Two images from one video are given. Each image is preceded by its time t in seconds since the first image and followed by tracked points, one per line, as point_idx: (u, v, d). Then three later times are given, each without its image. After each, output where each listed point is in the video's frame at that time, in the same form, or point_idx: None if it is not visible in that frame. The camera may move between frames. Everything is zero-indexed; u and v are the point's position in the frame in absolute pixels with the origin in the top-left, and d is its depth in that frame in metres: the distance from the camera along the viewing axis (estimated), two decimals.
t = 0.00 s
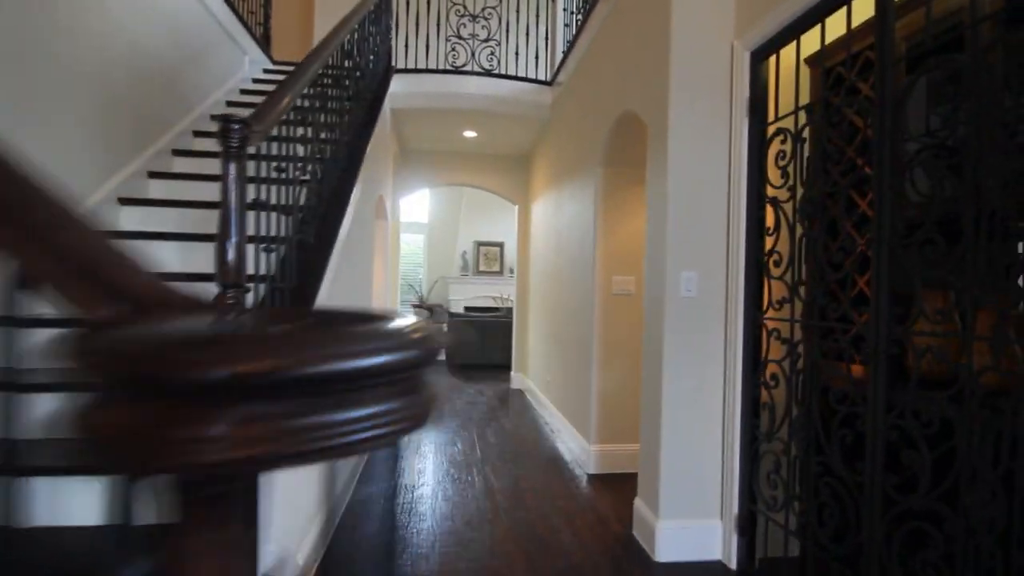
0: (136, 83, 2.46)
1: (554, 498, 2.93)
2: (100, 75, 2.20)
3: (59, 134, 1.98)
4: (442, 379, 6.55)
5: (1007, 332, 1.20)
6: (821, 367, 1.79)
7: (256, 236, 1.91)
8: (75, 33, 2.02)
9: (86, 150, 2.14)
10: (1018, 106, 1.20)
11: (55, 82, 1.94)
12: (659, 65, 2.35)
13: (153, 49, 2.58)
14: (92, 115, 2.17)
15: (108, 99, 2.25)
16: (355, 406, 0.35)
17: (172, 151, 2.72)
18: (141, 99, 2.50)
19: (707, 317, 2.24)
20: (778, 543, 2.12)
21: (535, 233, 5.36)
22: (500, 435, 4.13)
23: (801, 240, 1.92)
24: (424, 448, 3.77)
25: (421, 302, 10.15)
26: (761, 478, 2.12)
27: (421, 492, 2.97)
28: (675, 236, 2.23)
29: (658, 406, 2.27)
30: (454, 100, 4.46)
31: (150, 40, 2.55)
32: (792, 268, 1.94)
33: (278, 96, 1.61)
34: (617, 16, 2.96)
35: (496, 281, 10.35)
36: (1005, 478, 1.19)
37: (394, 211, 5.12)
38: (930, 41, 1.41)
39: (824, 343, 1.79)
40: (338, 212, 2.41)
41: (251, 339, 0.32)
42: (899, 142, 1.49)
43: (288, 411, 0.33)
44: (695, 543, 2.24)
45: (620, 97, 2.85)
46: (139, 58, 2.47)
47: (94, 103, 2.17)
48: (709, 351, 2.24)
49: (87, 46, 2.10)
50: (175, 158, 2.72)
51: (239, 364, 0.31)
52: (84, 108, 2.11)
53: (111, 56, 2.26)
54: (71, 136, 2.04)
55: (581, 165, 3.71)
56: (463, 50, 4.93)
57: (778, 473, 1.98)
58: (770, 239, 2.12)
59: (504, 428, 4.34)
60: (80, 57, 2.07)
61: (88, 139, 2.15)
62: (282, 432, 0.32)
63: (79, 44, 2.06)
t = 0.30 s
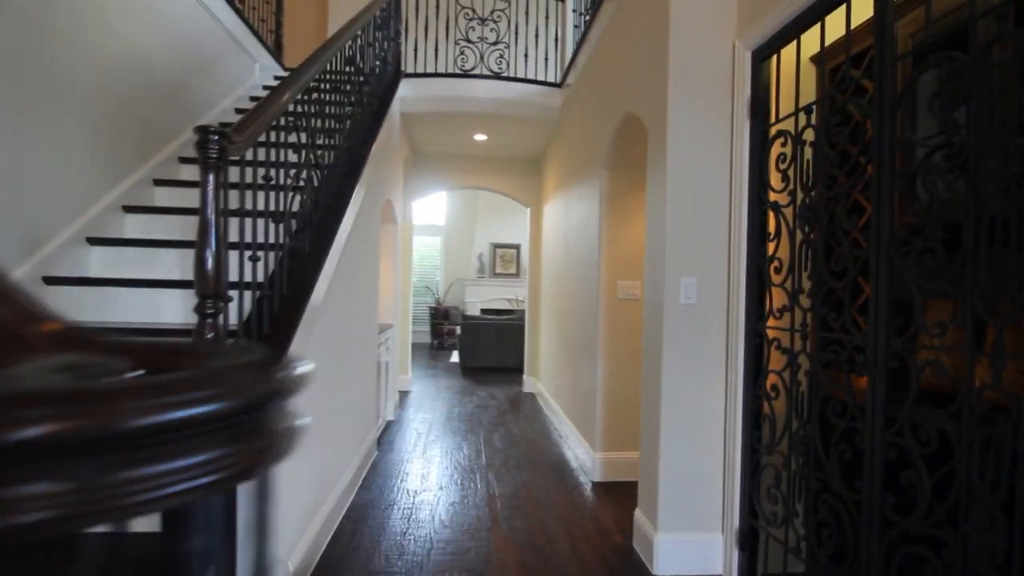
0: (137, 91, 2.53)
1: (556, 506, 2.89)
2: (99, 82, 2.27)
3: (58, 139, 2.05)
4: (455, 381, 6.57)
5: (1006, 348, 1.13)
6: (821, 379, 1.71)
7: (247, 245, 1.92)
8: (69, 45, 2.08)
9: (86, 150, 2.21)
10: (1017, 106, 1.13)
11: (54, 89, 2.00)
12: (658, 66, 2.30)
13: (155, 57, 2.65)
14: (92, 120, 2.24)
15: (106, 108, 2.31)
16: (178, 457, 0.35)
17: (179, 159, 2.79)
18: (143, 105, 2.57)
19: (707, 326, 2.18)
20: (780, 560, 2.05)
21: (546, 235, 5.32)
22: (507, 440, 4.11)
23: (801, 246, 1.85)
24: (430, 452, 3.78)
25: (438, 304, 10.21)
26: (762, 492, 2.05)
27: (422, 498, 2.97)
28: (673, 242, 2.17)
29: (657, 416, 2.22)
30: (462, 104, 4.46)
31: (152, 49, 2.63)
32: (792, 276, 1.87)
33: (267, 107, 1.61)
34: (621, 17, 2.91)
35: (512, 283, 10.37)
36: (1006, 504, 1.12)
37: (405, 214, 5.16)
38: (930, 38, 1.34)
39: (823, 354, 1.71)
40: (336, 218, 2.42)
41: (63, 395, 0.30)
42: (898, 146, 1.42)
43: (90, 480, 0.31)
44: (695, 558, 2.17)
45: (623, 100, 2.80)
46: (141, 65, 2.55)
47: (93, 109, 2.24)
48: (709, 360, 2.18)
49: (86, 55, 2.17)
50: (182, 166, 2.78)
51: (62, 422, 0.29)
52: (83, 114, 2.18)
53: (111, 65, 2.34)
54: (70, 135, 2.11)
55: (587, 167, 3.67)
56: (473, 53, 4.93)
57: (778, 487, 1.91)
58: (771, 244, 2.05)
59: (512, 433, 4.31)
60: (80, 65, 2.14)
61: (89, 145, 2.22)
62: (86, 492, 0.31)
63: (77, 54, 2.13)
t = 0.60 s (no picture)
0: (137, 95, 2.56)
1: (549, 513, 2.87)
2: (100, 86, 2.30)
3: (56, 142, 2.08)
4: (461, 383, 6.57)
5: (992, 365, 1.07)
6: (810, 391, 1.66)
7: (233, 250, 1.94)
8: (71, 50, 2.12)
9: (86, 153, 2.25)
10: (1005, 112, 1.08)
11: (52, 92, 2.03)
12: (652, 68, 2.26)
13: (156, 60, 2.69)
14: (90, 123, 2.27)
15: (107, 112, 2.35)
16: None
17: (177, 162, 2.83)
18: (143, 108, 2.61)
19: (699, 334, 2.13)
20: None
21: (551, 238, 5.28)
22: (506, 444, 4.09)
23: (790, 253, 1.79)
24: (427, 456, 3.77)
25: (447, 306, 10.25)
26: (752, 506, 2.00)
27: (415, 502, 2.96)
28: (664, 247, 2.13)
29: (647, 425, 2.18)
30: (466, 106, 4.45)
31: (153, 53, 2.66)
32: (782, 285, 1.81)
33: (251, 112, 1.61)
34: (620, 17, 2.86)
35: (521, 285, 10.37)
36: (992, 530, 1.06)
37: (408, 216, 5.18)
38: (917, 41, 1.29)
39: (811, 366, 1.66)
40: (328, 222, 2.42)
41: None
42: (886, 153, 1.38)
43: None
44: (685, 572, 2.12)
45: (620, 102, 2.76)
46: (142, 68, 2.58)
47: (92, 113, 2.27)
48: (700, 369, 2.13)
49: (85, 59, 2.21)
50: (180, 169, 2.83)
51: None
52: (82, 117, 2.21)
53: (111, 69, 2.37)
54: (69, 136, 2.15)
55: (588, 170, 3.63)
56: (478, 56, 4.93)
57: (767, 501, 1.86)
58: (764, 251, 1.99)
59: (512, 437, 4.29)
60: (79, 69, 2.17)
61: (87, 148, 2.26)
62: None
63: (78, 58, 2.16)
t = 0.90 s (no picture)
0: (134, 99, 2.58)
1: (543, 518, 2.85)
2: (95, 90, 2.31)
3: (49, 147, 2.10)
4: (464, 384, 6.57)
5: (977, 383, 1.03)
6: (797, 403, 1.62)
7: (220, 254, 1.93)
8: (66, 56, 2.14)
9: (81, 157, 2.28)
10: (993, 119, 1.03)
11: (45, 97, 2.05)
12: (644, 70, 2.22)
13: (153, 64, 2.70)
14: (83, 128, 2.29)
15: (103, 116, 2.38)
16: None
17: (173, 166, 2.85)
18: (139, 112, 2.62)
19: (690, 342, 2.09)
20: None
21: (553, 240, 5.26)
22: (504, 447, 4.07)
23: (779, 261, 1.75)
24: (425, 458, 3.77)
25: (453, 306, 10.27)
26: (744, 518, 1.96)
27: (409, 506, 2.96)
28: (655, 253, 2.09)
29: (637, 433, 2.14)
30: (468, 108, 4.43)
31: (151, 57, 2.68)
32: (772, 293, 1.77)
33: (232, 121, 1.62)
34: (617, 17, 2.82)
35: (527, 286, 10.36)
36: (974, 554, 1.02)
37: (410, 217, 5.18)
38: (903, 44, 1.24)
39: (799, 377, 1.61)
40: (320, 226, 2.42)
41: None
42: (875, 160, 1.33)
43: None
44: None
45: (615, 104, 2.72)
46: (138, 73, 2.59)
47: (87, 117, 2.28)
48: (692, 377, 2.09)
49: (80, 64, 2.22)
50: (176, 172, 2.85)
51: None
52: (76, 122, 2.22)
53: (107, 73, 2.39)
54: (63, 141, 2.17)
55: (587, 172, 3.60)
56: (479, 57, 4.91)
57: (757, 513, 1.82)
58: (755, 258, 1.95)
59: (511, 440, 4.27)
60: (73, 74, 2.18)
61: (81, 152, 2.27)
62: None
63: (72, 63, 2.17)
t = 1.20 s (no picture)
0: (128, 103, 2.59)
1: (536, 522, 2.83)
2: (88, 95, 2.32)
3: (41, 151, 2.10)
4: (464, 385, 6.57)
5: (955, 392, 1.01)
6: (782, 409, 1.59)
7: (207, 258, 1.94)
8: (58, 61, 2.16)
9: (73, 161, 2.29)
10: (969, 121, 1.01)
11: (36, 102, 2.05)
12: (634, 71, 2.20)
13: (147, 68, 2.71)
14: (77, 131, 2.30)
15: (96, 120, 2.39)
16: None
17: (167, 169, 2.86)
18: (133, 116, 2.63)
19: (679, 346, 2.07)
20: None
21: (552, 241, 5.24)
22: (501, 449, 4.05)
23: (766, 265, 1.72)
24: (422, 460, 3.76)
25: (456, 307, 10.28)
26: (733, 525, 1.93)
27: (400, 508, 2.95)
28: (644, 255, 2.07)
29: (626, 438, 2.12)
30: (467, 109, 4.41)
31: (145, 61, 2.69)
32: (759, 297, 1.75)
33: (212, 126, 1.60)
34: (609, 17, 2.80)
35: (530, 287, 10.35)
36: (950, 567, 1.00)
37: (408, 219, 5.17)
38: (885, 43, 1.22)
39: (785, 383, 1.59)
40: (310, 229, 2.41)
41: None
42: (858, 163, 1.31)
43: None
44: None
45: (608, 105, 2.70)
46: (132, 77, 2.60)
47: (79, 121, 2.29)
48: (681, 382, 2.07)
49: (73, 68, 2.23)
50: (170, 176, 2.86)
51: None
52: (69, 126, 2.23)
53: (101, 78, 2.39)
54: (55, 145, 2.18)
55: (583, 173, 3.58)
56: (477, 58, 4.91)
57: (744, 520, 1.80)
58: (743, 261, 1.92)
59: (509, 442, 4.25)
60: (66, 79, 2.19)
61: (74, 156, 2.28)
62: None
63: (65, 68, 2.18)
